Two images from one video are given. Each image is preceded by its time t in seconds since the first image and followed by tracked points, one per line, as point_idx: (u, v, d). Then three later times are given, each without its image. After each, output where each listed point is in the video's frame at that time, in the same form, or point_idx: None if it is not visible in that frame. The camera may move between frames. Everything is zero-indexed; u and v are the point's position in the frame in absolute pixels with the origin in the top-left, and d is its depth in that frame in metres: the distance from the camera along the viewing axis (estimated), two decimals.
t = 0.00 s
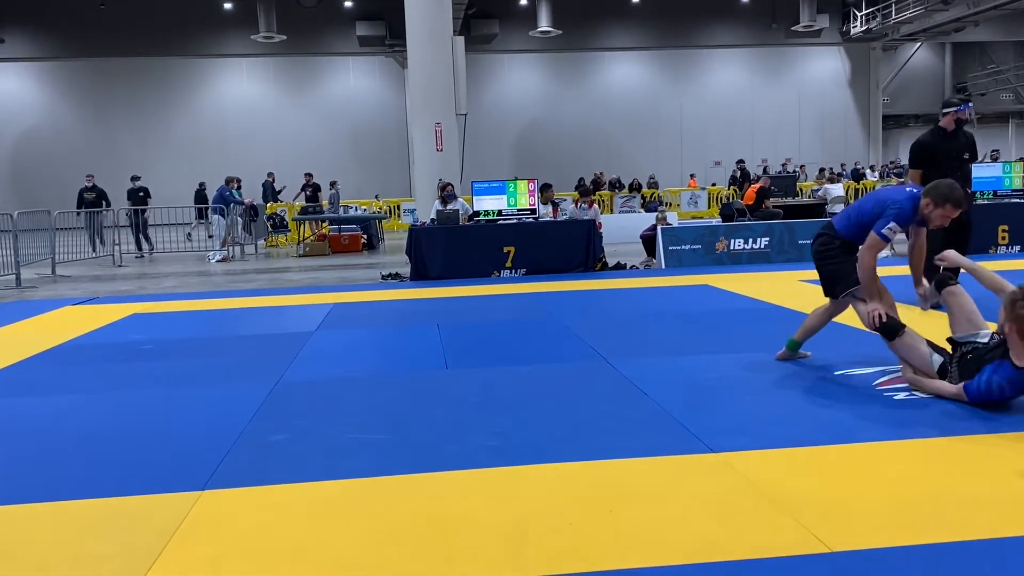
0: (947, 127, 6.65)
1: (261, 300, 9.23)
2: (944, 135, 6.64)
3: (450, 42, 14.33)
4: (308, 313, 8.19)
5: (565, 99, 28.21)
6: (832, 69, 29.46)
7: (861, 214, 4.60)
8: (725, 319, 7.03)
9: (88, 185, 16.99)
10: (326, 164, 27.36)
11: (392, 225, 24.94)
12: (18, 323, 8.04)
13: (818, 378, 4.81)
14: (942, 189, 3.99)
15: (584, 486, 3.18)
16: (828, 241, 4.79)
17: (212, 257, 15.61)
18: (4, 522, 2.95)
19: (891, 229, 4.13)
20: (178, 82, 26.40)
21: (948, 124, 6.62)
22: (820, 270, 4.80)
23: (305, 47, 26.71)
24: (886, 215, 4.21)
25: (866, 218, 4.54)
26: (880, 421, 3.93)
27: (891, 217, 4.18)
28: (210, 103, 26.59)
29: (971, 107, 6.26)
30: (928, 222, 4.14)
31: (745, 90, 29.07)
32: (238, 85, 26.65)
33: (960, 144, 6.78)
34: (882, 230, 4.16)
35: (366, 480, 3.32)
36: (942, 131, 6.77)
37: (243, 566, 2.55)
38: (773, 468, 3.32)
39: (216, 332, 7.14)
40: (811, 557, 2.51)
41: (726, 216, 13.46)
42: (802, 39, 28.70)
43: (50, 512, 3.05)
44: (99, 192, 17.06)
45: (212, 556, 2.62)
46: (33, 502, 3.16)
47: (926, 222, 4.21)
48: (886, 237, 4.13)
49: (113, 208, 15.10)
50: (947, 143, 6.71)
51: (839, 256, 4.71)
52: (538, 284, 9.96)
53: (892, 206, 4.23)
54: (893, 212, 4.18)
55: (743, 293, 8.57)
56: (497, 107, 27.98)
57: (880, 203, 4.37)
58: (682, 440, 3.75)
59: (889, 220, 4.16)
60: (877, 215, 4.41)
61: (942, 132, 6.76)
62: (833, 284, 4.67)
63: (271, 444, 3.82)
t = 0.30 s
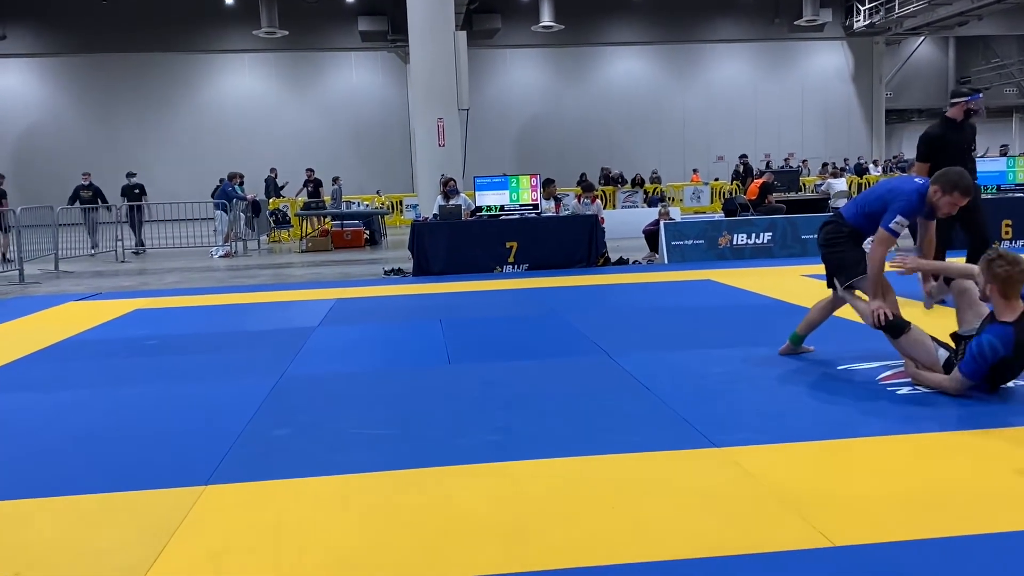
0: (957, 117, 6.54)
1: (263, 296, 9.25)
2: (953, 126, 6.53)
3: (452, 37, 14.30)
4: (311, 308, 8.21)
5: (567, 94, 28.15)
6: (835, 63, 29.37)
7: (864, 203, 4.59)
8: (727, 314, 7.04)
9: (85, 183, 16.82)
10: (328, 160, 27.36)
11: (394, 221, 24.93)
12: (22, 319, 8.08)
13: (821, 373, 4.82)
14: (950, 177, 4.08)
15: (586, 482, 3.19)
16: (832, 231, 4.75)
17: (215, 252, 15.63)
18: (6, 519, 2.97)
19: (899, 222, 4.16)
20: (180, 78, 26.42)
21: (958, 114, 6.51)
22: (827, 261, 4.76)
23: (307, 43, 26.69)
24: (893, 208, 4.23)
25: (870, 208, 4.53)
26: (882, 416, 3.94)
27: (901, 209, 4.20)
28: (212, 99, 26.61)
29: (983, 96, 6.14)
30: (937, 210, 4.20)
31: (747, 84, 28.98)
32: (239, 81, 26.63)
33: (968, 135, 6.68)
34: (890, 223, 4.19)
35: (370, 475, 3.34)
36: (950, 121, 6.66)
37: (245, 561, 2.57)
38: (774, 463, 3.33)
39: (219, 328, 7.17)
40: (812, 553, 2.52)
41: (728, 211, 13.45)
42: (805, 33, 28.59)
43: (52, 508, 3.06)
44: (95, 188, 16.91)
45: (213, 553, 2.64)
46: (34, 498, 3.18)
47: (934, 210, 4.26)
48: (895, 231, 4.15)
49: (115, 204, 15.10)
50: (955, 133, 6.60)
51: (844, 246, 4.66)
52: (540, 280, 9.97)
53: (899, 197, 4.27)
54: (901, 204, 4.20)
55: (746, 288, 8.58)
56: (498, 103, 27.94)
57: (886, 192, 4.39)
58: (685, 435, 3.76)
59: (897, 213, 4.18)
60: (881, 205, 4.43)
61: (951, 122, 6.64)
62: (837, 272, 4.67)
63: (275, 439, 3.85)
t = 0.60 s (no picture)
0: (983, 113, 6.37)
1: (266, 292, 9.26)
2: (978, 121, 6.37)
3: (454, 32, 14.27)
4: (313, 304, 8.22)
5: (569, 89, 28.10)
6: (838, 58, 29.29)
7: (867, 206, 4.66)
8: (730, 309, 7.04)
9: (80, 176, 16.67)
10: (330, 156, 27.37)
11: (397, 217, 24.92)
12: (26, 315, 8.10)
13: (824, 368, 4.82)
14: (943, 173, 4.00)
15: (589, 476, 3.21)
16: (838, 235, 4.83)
17: (217, 248, 15.65)
18: (12, 513, 3.00)
19: (899, 231, 4.25)
20: (182, 73, 26.40)
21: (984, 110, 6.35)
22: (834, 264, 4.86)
23: (309, 38, 26.68)
24: (892, 216, 4.32)
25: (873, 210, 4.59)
26: (885, 411, 3.94)
27: (902, 216, 4.26)
28: (215, 95, 26.60)
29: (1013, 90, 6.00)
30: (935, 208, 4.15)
31: (751, 79, 28.91)
32: (242, 76, 26.62)
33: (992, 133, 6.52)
34: (891, 233, 4.28)
35: (374, 471, 3.35)
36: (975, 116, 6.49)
37: (251, 557, 2.58)
38: (778, 459, 3.34)
39: (222, 324, 7.19)
40: (814, 548, 2.53)
41: (731, 206, 13.44)
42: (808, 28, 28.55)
43: (58, 504, 3.09)
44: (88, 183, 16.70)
45: (218, 548, 2.66)
46: (40, 494, 3.20)
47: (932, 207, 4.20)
48: (896, 241, 4.25)
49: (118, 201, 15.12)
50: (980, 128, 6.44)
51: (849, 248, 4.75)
52: (543, 275, 9.97)
53: (898, 201, 4.31)
54: (899, 212, 4.28)
55: (749, 283, 8.57)
56: (501, 98, 27.89)
57: (885, 196, 4.45)
58: (688, 430, 3.77)
59: (897, 222, 4.28)
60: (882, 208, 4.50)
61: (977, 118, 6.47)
62: (841, 275, 4.76)
63: (280, 435, 3.86)
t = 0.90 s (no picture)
0: None
1: (269, 288, 9.27)
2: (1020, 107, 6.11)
3: (457, 27, 14.24)
4: (317, 300, 8.25)
5: (572, 85, 28.04)
6: (842, 53, 29.20)
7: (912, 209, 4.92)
8: (734, 305, 7.04)
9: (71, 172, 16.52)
10: (333, 152, 27.37)
11: (400, 213, 24.90)
12: (29, 311, 8.14)
13: (828, 363, 4.83)
14: (990, 215, 3.96)
15: (593, 472, 3.22)
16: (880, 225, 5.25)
17: (221, 244, 15.68)
18: (16, 509, 3.02)
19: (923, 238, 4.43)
20: (185, 70, 26.40)
21: None
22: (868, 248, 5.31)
23: (312, 35, 26.68)
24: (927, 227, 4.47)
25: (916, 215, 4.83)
26: (888, 406, 3.95)
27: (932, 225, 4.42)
28: (218, 91, 26.62)
29: None
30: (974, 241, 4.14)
31: (754, 74, 28.82)
32: (245, 73, 26.61)
33: None
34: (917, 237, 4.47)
35: (377, 467, 3.36)
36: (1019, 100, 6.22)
37: (255, 552, 2.60)
38: (783, 454, 3.35)
39: (225, 320, 7.22)
40: (817, 543, 2.53)
41: (735, 202, 13.39)
42: (811, 23, 28.48)
43: (64, 499, 3.12)
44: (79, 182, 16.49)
45: (222, 543, 2.68)
46: (45, 490, 3.23)
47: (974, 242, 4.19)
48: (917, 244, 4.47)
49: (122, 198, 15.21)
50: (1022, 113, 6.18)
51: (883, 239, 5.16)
52: (546, 271, 10.00)
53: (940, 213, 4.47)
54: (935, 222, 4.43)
55: (752, 279, 8.57)
56: (503, 94, 27.85)
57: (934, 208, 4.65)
58: (691, 425, 3.78)
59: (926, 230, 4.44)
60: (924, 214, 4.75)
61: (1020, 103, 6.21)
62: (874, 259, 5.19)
63: (283, 432, 3.87)
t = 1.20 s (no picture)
0: None
1: (272, 286, 9.29)
2: None
3: (459, 24, 14.23)
4: (320, 298, 8.27)
5: (575, 81, 27.99)
6: (845, 48, 29.12)
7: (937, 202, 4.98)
8: (736, 301, 7.04)
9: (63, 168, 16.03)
10: (336, 150, 27.39)
11: (403, 211, 24.94)
12: (33, 309, 8.18)
13: (831, 359, 4.83)
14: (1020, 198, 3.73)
15: (595, 468, 3.23)
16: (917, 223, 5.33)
17: (224, 242, 15.74)
18: (22, 507, 3.04)
19: (948, 232, 4.58)
20: (187, 68, 26.43)
21: None
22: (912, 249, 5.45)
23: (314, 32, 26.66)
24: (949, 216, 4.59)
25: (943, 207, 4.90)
26: (890, 402, 3.95)
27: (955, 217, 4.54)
28: (220, 89, 26.64)
29: None
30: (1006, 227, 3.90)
31: (757, 70, 28.75)
32: (248, 70, 26.62)
33: None
34: (943, 233, 4.63)
35: (381, 464, 3.38)
36: None
37: (259, 549, 2.62)
38: (786, 449, 3.36)
39: (228, 318, 7.24)
40: (818, 539, 2.55)
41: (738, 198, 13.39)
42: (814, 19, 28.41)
43: (69, 496, 3.14)
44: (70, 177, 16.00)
45: (226, 540, 2.70)
46: (50, 487, 3.25)
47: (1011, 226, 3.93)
48: (943, 241, 4.63)
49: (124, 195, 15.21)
50: None
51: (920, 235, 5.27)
52: (549, 268, 10.00)
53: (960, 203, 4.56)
54: (955, 213, 4.54)
55: (755, 275, 8.57)
56: (506, 91, 27.83)
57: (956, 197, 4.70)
58: (693, 422, 3.79)
59: (949, 222, 4.57)
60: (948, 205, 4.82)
61: None
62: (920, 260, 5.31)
63: (287, 429, 3.90)
